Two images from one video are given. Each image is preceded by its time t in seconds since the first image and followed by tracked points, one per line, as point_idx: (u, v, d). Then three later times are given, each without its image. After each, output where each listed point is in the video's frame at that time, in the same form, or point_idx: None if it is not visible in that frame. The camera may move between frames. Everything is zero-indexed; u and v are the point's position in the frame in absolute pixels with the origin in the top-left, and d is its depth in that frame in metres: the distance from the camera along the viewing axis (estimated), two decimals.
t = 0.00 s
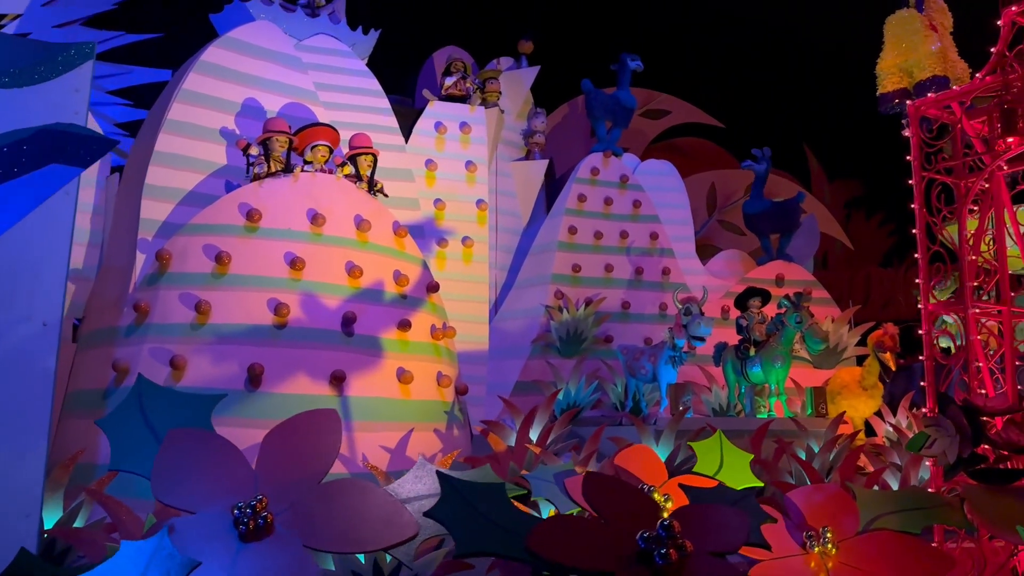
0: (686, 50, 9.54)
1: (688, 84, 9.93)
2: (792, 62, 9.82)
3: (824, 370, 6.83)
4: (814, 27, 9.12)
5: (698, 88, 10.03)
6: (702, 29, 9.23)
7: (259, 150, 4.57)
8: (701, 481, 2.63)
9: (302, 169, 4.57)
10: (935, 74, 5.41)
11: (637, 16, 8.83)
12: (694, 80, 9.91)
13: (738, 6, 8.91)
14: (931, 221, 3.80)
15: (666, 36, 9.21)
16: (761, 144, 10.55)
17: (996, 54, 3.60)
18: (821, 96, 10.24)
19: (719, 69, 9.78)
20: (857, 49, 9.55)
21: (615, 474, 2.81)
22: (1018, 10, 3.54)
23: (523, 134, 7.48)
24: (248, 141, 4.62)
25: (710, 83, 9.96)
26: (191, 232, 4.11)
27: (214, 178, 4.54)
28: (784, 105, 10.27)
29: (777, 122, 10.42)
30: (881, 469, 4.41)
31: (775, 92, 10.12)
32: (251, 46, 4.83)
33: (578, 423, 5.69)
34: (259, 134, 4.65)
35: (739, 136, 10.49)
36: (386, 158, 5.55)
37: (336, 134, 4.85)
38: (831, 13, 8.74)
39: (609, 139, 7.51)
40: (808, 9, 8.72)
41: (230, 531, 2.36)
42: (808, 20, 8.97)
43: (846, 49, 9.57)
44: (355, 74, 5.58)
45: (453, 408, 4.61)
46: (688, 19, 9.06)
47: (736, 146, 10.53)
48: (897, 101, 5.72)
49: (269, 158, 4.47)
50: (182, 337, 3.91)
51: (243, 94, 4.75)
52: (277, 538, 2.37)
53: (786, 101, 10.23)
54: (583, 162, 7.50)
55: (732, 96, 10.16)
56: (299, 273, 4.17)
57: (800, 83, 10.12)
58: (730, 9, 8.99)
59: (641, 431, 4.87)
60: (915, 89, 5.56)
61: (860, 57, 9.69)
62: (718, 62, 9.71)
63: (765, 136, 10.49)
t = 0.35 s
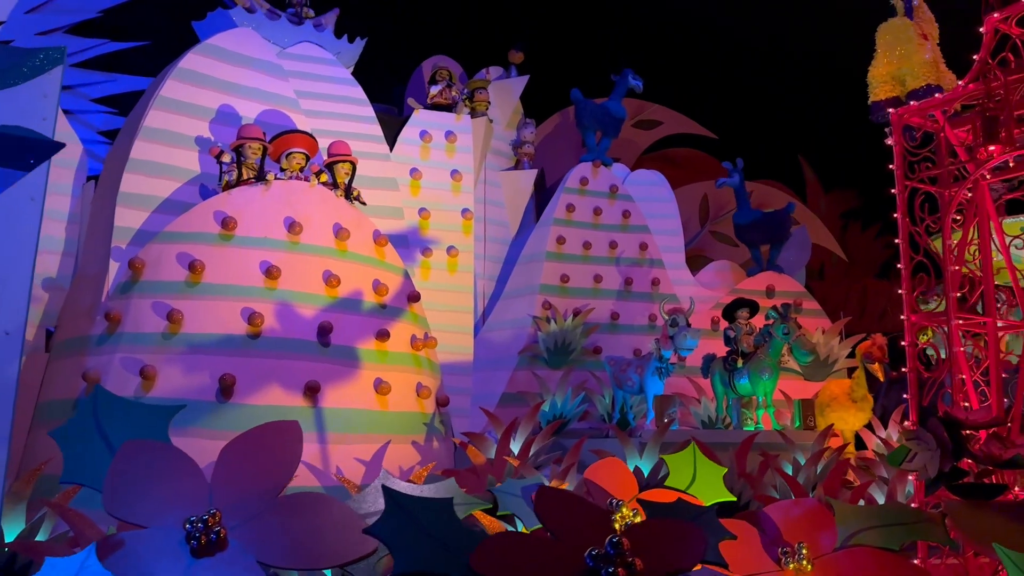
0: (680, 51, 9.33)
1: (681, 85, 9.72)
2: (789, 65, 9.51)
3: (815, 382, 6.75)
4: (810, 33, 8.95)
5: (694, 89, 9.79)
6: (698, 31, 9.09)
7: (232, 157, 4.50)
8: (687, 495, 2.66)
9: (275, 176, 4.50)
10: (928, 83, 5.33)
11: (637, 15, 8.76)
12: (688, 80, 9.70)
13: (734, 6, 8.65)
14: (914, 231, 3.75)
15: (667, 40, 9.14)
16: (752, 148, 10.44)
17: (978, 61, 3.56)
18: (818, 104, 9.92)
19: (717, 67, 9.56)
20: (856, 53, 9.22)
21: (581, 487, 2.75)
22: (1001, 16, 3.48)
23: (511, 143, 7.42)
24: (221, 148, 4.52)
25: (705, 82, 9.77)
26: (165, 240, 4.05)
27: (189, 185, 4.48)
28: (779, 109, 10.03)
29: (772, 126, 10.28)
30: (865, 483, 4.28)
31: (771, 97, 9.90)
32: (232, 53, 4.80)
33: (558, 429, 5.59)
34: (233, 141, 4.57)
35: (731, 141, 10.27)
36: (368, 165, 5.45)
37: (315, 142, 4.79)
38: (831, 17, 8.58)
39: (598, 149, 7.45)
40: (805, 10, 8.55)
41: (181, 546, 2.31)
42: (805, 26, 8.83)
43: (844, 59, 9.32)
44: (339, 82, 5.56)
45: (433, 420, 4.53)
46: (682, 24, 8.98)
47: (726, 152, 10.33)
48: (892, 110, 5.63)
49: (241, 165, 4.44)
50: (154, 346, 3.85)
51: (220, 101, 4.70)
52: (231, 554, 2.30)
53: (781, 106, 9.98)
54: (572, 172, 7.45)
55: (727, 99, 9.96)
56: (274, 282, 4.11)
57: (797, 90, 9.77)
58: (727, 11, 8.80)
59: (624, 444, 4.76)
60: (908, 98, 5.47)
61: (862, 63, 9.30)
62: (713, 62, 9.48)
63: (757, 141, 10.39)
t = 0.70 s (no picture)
0: (674, 54, 9.15)
1: (677, 85, 9.55)
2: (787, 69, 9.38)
3: (804, 394, 6.66)
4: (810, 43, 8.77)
5: (688, 92, 9.66)
6: (693, 37, 8.91)
7: (210, 163, 4.45)
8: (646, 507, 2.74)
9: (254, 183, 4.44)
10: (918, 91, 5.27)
11: (630, 19, 8.62)
12: (685, 81, 9.56)
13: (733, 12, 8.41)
14: (895, 239, 3.67)
15: (660, 45, 9.02)
16: (748, 149, 10.33)
17: (958, 67, 3.51)
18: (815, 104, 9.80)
19: (712, 69, 9.40)
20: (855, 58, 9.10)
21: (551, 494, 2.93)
22: (981, 21, 3.44)
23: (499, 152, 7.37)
24: (199, 154, 4.49)
25: (701, 84, 9.61)
26: (136, 247, 3.97)
27: (165, 192, 4.43)
28: (778, 109, 9.92)
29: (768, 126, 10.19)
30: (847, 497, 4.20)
31: (769, 99, 9.76)
32: (211, 59, 4.76)
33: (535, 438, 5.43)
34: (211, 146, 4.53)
35: (727, 142, 10.17)
36: (352, 172, 5.42)
37: (295, 149, 4.72)
38: (831, 26, 8.43)
39: (586, 157, 7.39)
40: (804, 22, 8.40)
41: (130, 560, 2.33)
42: (804, 37, 8.68)
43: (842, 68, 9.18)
44: (322, 89, 5.52)
45: (411, 430, 4.46)
46: (676, 31, 8.84)
47: (722, 153, 10.20)
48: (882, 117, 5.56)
49: (220, 171, 4.35)
50: (122, 354, 3.77)
51: (199, 107, 4.65)
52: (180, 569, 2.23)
53: (781, 104, 9.90)
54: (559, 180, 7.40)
55: (722, 101, 9.83)
56: (247, 290, 4.04)
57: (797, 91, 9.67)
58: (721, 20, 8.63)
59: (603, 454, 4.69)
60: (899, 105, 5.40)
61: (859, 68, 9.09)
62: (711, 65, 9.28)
63: (754, 141, 10.29)
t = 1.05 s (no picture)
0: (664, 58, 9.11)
1: (668, 87, 9.51)
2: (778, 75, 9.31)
3: (790, 406, 6.57)
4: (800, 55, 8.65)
5: (678, 96, 9.64)
6: (682, 44, 8.80)
7: (190, 168, 4.37)
8: (600, 521, 2.76)
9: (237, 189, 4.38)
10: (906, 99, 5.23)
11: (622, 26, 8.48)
12: (675, 83, 9.53)
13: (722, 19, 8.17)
14: (872, 248, 3.61)
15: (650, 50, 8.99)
16: (742, 152, 10.28)
17: (935, 74, 3.48)
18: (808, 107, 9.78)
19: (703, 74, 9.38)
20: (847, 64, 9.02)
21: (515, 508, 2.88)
22: (958, 27, 3.40)
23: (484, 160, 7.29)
24: (179, 159, 4.40)
25: (693, 85, 9.59)
26: (103, 253, 3.87)
27: (139, 199, 4.36)
28: (772, 109, 9.92)
29: (762, 128, 10.13)
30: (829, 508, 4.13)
31: (762, 100, 9.78)
32: (187, 64, 4.69)
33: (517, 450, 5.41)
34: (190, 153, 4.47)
35: (720, 145, 10.11)
36: (331, 179, 5.37)
37: (275, 156, 4.62)
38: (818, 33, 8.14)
39: (571, 166, 7.32)
40: (791, 29, 8.13)
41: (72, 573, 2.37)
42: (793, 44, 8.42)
43: (838, 71, 8.91)
44: (303, 95, 5.47)
45: (387, 440, 4.38)
46: (664, 38, 8.73)
47: (716, 155, 10.13)
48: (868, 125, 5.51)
49: (201, 177, 4.28)
50: (87, 362, 3.69)
51: (177, 112, 4.59)
52: None
53: (775, 105, 9.90)
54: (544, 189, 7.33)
55: (715, 103, 9.81)
56: (217, 297, 3.98)
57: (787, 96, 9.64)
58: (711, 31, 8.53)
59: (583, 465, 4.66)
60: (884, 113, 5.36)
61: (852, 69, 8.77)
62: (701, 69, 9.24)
63: (747, 143, 10.22)
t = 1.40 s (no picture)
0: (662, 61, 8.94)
1: (668, 87, 9.40)
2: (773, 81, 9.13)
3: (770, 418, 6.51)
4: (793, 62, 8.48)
5: (677, 97, 9.50)
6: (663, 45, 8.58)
7: (159, 174, 4.32)
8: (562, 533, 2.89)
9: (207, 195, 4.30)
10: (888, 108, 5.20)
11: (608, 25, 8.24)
12: (676, 84, 9.40)
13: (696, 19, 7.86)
14: (844, 258, 3.57)
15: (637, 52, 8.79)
16: (742, 151, 10.10)
17: (906, 84, 3.44)
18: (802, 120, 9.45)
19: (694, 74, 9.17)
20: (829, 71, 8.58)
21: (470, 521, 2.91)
22: (927, 37, 3.39)
23: (465, 168, 7.16)
24: (148, 164, 4.40)
25: (692, 87, 9.43)
26: (66, 257, 3.78)
27: (106, 203, 4.30)
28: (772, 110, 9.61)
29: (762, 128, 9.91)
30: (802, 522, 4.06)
31: (761, 102, 9.48)
32: (158, 67, 4.63)
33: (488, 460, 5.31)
34: (160, 157, 4.41)
35: (721, 145, 10.01)
36: (306, 185, 5.31)
37: (246, 160, 4.52)
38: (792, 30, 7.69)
39: (553, 175, 7.23)
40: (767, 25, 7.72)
41: None
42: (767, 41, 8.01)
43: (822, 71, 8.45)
44: (279, 101, 5.41)
45: (356, 451, 4.31)
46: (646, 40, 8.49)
47: (718, 155, 10.02)
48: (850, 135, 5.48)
49: (171, 183, 4.23)
50: (46, 369, 3.60)
51: (147, 117, 4.53)
52: None
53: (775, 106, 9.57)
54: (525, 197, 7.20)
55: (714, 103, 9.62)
56: (181, 303, 3.91)
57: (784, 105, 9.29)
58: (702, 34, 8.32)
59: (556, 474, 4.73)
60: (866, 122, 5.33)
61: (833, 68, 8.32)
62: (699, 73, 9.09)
63: (748, 143, 10.02)
